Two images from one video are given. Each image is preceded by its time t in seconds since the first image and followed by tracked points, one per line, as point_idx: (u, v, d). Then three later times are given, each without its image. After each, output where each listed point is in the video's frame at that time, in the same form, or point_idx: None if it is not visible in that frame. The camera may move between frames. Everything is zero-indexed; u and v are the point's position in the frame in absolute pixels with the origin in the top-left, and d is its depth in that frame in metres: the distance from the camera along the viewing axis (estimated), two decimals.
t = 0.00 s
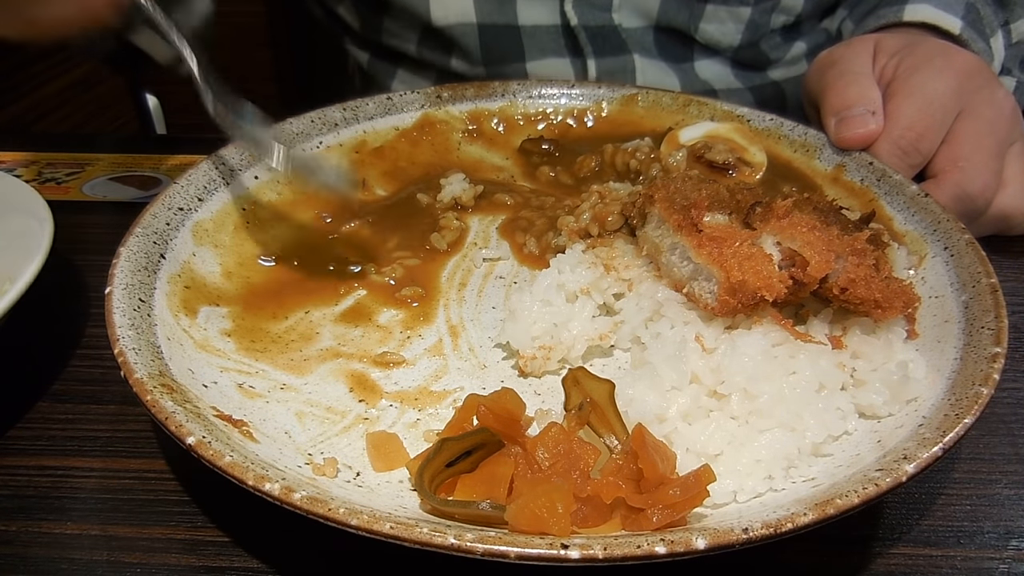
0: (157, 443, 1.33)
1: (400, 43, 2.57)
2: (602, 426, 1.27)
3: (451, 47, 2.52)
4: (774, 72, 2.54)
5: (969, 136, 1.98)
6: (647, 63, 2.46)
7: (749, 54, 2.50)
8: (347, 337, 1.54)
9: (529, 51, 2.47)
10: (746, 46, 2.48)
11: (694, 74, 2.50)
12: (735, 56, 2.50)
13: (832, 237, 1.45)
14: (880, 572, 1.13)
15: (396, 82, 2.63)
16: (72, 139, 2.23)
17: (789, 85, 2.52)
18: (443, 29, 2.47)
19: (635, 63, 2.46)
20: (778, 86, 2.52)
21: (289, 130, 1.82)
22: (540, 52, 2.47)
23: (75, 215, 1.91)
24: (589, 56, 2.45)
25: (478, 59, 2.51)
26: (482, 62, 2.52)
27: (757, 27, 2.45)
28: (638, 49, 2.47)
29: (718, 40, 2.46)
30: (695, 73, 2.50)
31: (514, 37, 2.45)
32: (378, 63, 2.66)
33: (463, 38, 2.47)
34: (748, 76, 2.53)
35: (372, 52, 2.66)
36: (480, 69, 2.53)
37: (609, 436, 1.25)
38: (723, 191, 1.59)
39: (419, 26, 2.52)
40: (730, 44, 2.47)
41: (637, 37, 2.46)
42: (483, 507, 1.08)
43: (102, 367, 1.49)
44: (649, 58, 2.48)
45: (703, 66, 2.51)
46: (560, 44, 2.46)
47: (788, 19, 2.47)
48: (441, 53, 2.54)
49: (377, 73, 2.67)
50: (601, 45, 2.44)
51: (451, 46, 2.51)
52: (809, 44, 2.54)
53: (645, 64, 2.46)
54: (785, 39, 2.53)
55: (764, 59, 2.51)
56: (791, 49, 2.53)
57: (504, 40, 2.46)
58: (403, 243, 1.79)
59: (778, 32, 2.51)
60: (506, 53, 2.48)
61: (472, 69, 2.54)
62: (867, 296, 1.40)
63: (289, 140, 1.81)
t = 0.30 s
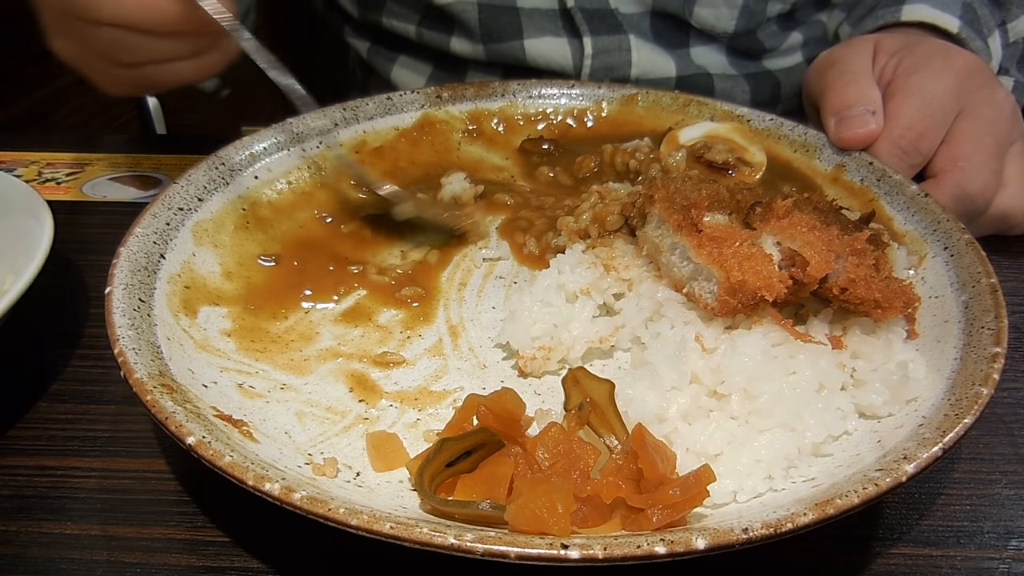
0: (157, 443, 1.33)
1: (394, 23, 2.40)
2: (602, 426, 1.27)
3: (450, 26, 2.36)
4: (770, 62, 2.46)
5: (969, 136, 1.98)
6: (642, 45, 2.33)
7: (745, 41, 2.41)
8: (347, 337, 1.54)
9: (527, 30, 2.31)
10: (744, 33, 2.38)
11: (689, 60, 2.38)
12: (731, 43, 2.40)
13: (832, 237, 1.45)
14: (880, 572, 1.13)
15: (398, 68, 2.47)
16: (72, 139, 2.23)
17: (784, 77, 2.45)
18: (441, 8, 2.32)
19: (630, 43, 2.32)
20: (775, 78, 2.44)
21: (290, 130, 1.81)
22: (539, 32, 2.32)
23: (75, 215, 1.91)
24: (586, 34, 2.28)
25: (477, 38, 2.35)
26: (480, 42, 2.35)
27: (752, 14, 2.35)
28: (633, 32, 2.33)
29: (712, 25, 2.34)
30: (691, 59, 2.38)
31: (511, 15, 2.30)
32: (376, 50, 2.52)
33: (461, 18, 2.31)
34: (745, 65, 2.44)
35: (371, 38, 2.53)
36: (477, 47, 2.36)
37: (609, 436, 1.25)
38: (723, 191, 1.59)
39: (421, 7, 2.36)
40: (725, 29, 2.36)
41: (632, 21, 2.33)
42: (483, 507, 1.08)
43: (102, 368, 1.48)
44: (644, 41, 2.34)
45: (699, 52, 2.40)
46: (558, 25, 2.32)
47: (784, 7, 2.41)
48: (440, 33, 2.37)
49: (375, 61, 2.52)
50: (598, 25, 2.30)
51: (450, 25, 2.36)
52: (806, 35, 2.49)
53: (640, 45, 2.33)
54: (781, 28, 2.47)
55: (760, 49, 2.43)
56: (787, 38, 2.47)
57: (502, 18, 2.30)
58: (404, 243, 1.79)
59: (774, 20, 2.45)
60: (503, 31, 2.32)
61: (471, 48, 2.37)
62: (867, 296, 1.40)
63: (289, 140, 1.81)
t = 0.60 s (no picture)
0: (156, 443, 1.33)
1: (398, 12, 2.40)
2: (602, 426, 1.27)
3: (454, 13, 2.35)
4: (769, 58, 2.46)
5: (968, 136, 1.98)
6: (643, 36, 2.33)
7: (747, 36, 2.40)
8: (347, 337, 1.54)
9: (529, 20, 2.30)
10: (745, 28, 2.38)
11: (689, 53, 2.38)
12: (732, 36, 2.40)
13: (832, 236, 1.45)
14: (880, 572, 1.13)
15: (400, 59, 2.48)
16: (72, 139, 2.23)
17: (784, 74, 2.44)
18: None
19: (632, 34, 2.31)
20: (775, 73, 2.44)
21: (290, 130, 1.81)
22: (540, 21, 2.31)
23: (75, 215, 1.91)
24: (587, 24, 2.28)
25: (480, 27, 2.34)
26: (484, 31, 2.34)
27: (754, 8, 2.34)
28: (635, 24, 2.34)
29: (712, 17, 2.33)
30: (691, 52, 2.38)
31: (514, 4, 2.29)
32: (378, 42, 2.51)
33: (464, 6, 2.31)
34: (745, 59, 2.44)
35: (373, 32, 2.52)
36: (479, 36, 2.35)
37: (609, 436, 1.25)
38: (723, 191, 1.59)
39: None
40: (725, 22, 2.35)
41: (634, 13, 2.33)
42: (483, 507, 1.08)
43: (101, 368, 1.48)
44: (645, 33, 2.34)
45: (699, 48, 2.39)
46: (559, 16, 2.31)
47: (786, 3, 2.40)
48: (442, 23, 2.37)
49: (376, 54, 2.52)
50: (599, 17, 2.29)
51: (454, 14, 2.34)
52: (807, 32, 2.47)
53: (641, 36, 2.33)
54: (783, 24, 2.45)
55: (761, 44, 2.43)
56: (788, 35, 2.45)
57: (505, 7, 2.30)
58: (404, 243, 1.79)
59: (776, 16, 2.43)
60: (505, 20, 2.31)
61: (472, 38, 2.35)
62: (867, 296, 1.40)
63: (289, 140, 1.81)
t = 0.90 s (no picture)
0: (156, 443, 1.33)
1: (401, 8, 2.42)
2: (602, 426, 1.27)
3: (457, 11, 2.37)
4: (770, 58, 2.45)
5: (968, 136, 1.98)
6: (645, 34, 2.34)
7: (748, 33, 2.39)
8: (347, 337, 1.54)
9: (532, 18, 2.31)
10: (748, 26, 2.36)
11: (690, 51, 2.39)
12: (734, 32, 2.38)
13: (832, 237, 1.45)
14: (879, 573, 1.13)
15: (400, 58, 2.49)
16: (73, 139, 2.23)
17: (784, 74, 2.44)
18: None
19: (633, 31, 2.33)
20: (775, 72, 2.44)
21: (290, 130, 1.81)
22: (543, 18, 2.31)
23: (75, 215, 1.91)
24: (588, 22, 2.30)
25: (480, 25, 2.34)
26: (485, 29, 2.34)
27: (758, 5, 2.32)
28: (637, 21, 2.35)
29: (716, 13, 2.32)
30: (692, 50, 2.39)
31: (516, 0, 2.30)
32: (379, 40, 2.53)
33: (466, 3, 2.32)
34: (745, 57, 2.44)
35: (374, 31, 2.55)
36: (479, 34, 2.35)
37: (609, 436, 1.25)
38: (723, 191, 1.59)
39: None
40: (728, 18, 2.33)
41: (636, 10, 2.34)
42: (483, 508, 1.08)
43: (101, 368, 1.49)
44: (647, 30, 2.36)
45: (700, 45, 2.40)
46: (561, 13, 2.32)
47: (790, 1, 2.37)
48: (443, 21, 2.40)
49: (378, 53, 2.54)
50: (600, 14, 2.31)
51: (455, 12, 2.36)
52: (808, 31, 2.46)
53: (643, 33, 2.34)
54: (785, 23, 2.44)
55: (763, 42, 2.41)
56: (790, 34, 2.44)
57: (506, 4, 2.30)
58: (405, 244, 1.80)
59: (779, 14, 2.42)
60: (506, 17, 2.31)
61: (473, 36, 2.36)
62: (867, 296, 1.40)
63: (289, 140, 1.81)
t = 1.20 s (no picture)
0: (157, 443, 1.33)
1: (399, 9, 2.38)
2: (602, 426, 1.27)
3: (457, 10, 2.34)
4: (771, 58, 2.45)
5: (969, 136, 1.98)
6: (647, 34, 2.35)
7: (750, 32, 2.39)
8: (347, 337, 1.54)
9: (534, 19, 2.31)
10: (751, 24, 2.36)
11: (692, 50, 2.39)
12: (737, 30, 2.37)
13: (832, 236, 1.45)
14: (880, 573, 1.13)
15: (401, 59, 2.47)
16: (73, 139, 2.23)
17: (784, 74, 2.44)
18: None
19: (635, 32, 2.33)
20: (777, 72, 2.44)
21: (290, 130, 1.81)
22: (545, 19, 2.32)
23: (74, 215, 1.91)
24: (591, 22, 2.30)
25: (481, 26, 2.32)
26: (486, 29, 2.33)
27: (761, 3, 2.32)
28: (640, 21, 2.35)
29: (720, 11, 2.31)
30: (694, 49, 2.39)
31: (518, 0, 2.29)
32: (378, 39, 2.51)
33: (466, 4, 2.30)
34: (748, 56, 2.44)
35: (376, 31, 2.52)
36: (480, 34, 2.34)
37: (609, 436, 1.25)
38: (723, 191, 1.59)
39: None
40: (731, 16, 2.32)
41: (639, 9, 2.34)
42: (483, 507, 1.08)
43: (102, 368, 1.49)
44: (649, 29, 2.36)
45: (702, 44, 2.40)
46: (564, 13, 2.32)
47: None
48: (443, 21, 2.36)
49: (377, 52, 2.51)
50: (604, 13, 2.32)
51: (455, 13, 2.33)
52: (810, 32, 2.45)
53: (645, 34, 2.35)
54: (788, 21, 2.44)
55: (766, 41, 2.41)
56: (793, 33, 2.44)
57: (508, 5, 2.30)
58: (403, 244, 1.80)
59: (782, 13, 2.41)
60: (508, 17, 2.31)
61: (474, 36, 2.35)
62: (867, 296, 1.40)
63: (289, 140, 1.81)
